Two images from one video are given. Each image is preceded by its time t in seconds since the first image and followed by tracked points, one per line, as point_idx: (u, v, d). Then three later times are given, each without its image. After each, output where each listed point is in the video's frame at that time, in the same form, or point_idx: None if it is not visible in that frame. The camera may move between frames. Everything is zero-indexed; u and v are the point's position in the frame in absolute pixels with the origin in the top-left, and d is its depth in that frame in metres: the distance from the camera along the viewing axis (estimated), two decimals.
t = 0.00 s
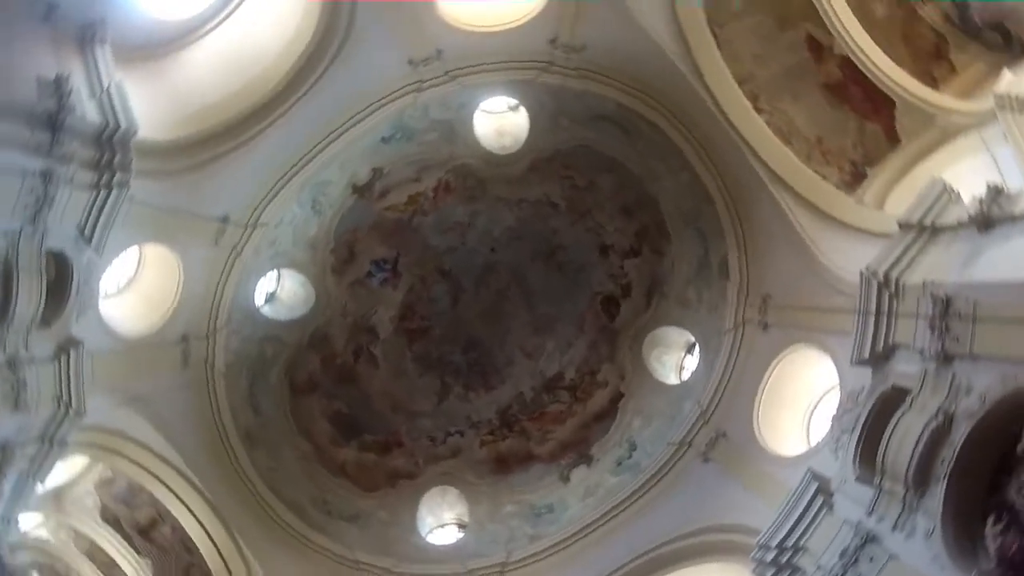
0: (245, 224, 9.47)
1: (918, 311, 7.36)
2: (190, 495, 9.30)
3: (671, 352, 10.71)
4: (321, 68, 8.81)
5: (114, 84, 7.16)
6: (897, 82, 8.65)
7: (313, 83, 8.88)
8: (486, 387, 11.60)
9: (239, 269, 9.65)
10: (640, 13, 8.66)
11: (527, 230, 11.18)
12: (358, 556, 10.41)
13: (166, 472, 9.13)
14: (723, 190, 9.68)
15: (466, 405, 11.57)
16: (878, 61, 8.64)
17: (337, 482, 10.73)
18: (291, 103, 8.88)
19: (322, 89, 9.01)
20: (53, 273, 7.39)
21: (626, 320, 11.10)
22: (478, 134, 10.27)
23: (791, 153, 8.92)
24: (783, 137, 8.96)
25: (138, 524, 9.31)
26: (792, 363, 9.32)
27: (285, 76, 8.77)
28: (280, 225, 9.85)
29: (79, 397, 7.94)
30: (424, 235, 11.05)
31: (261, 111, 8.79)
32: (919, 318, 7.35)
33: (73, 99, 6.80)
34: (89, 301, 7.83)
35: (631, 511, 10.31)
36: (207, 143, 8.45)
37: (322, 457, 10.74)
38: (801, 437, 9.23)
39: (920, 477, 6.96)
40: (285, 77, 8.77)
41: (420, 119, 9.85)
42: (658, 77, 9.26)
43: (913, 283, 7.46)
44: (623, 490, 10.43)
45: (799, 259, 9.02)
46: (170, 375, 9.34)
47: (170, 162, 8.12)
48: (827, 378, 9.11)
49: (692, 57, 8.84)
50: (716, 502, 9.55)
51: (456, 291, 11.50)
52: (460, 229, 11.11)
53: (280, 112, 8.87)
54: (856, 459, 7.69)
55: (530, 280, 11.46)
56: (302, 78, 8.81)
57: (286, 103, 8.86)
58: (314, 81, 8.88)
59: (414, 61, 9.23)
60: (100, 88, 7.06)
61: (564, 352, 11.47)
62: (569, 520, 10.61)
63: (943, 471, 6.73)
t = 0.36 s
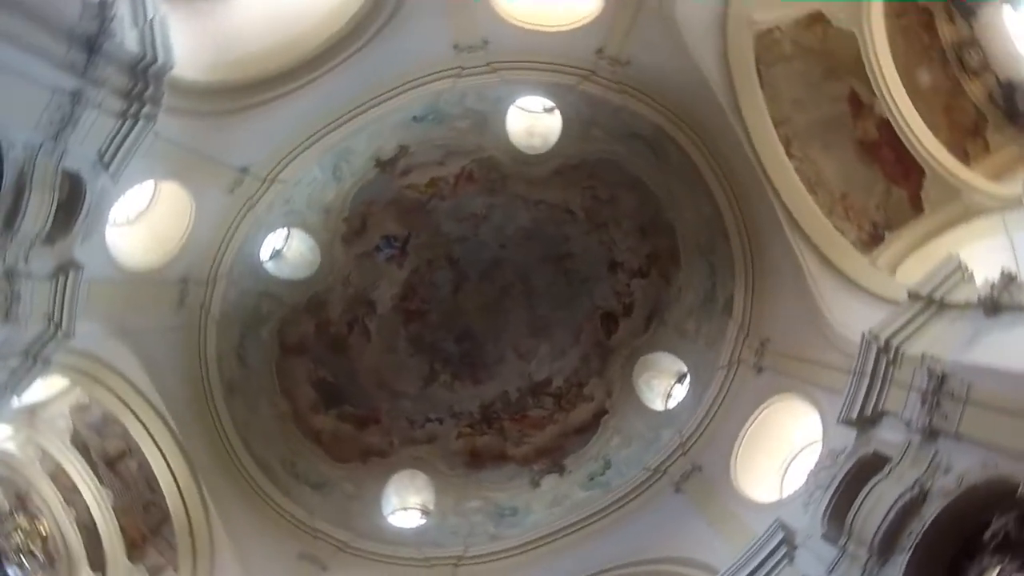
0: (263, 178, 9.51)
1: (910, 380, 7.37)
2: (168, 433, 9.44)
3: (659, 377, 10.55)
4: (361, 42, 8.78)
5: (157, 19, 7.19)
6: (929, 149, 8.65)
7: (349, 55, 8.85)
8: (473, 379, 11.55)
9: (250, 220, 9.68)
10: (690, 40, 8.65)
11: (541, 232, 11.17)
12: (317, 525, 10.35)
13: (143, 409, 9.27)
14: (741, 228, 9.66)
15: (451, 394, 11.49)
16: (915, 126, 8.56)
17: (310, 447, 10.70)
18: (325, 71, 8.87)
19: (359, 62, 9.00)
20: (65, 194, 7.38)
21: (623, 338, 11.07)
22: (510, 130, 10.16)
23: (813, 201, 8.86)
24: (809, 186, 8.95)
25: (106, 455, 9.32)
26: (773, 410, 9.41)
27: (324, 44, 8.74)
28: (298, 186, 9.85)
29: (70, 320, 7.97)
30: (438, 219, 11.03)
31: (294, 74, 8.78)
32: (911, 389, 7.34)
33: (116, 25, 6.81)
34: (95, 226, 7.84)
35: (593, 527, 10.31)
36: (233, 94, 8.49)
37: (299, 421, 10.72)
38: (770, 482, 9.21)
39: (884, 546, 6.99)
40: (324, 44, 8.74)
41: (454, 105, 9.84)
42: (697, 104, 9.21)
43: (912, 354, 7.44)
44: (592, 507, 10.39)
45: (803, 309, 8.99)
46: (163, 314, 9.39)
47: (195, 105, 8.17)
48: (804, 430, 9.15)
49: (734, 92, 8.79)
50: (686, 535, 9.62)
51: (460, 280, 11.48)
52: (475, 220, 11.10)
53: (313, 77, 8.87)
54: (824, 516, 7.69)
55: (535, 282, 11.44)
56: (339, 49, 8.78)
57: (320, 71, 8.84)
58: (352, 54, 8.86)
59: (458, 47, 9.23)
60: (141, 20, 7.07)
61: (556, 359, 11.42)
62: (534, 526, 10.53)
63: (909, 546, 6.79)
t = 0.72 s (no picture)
0: (286, 137, 9.59)
1: (891, 449, 7.37)
2: (145, 377, 9.35)
3: (642, 402, 10.60)
4: (404, 22, 8.84)
5: None
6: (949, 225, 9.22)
7: (391, 32, 8.91)
8: (459, 373, 11.50)
9: (266, 178, 9.74)
10: (730, 73, 8.57)
11: (551, 239, 11.15)
12: (280, 489, 10.27)
13: (126, 347, 9.18)
14: (749, 271, 9.62)
15: (435, 383, 11.45)
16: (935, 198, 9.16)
17: (287, 411, 10.66)
18: (363, 43, 8.93)
19: (400, 40, 9.04)
20: (88, 122, 7.42)
21: (613, 358, 11.03)
22: (536, 133, 10.28)
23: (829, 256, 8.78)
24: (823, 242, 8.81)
25: (83, 383, 9.34)
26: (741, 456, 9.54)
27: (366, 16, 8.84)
28: (319, 152, 9.87)
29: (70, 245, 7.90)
30: (453, 209, 11.01)
31: (333, 40, 8.87)
32: (886, 459, 7.39)
33: None
34: (113, 155, 7.92)
35: (553, 538, 10.30)
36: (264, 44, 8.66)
37: (281, 384, 10.69)
38: (730, 528, 9.32)
39: None
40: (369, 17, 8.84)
41: (487, 99, 9.83)
42: (726, 139, 9.19)
43: (896, 426, 7.44)
44: (557, 518, 10.37)
45: (799, 362, 8.90)
46: (165, 255, 9.41)
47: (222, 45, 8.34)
48: (767, 478, 9.25)
49: (764, 135, 8.71)
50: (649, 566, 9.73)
51: (463, 273, 11.45)
52: (488, 216, 11.08)
53: (351, 47, 8.94)
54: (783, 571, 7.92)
55: (536, 287, 11.43)
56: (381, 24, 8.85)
57: (357, 41, 8.91)
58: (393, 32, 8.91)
59: (502, 43, 9.23)
60: None
61: (545, 367, 11.37)
62: (494, 527, 10.49)
63: None
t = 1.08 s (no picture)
0: (329, 86, 9.56)
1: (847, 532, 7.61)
2: (138, 285, 9.46)
3: (612, 427, 10.58)
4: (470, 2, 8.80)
5: None
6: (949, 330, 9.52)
7: (458, 10, 8.85)
8: (441, 354, 11.45)
9: (299, 120, 9.75)
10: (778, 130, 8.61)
11: (562, 246, 11.15)
12: (240, 425, 10.28)
13: (126, 253, 9.29)
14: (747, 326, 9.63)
15: (416, 359, 11.40)
16: (943, 301, 9.51)
17: (264, 351, 10.67)
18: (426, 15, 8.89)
19: (463, 20, 9.02)
20: (139, 24, 7.30)
21: (595, 376, 10.99)
22: (572, 138, 10.27)
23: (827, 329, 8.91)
24: (826, 315, 8.95)
25: (74, 276, 9.39)
26: (698, 502, 9.58)
27: None
28: (357, 108, 9.86)
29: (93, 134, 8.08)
30: (473, 194, 11.00)
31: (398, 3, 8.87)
32: (839, 544, 7.60)
33: None
34: (154, 64, 8.08)
35: (494, 538, 10.30)
36: None
37: (266, 323, 10.73)
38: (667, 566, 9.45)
39: None
40: None
41: (533, 95, 9.81)
42: (756, 192, 9.23)
43: (853, 515, 7.67)
44: (500, 517, 10.36)
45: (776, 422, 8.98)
46: (181, 170, 9.50)
47: None
48: (717, 532, 9.32)
49: (797, 191, 8.78)
50: None
51: (468, 258, 11.42)
52: (506, 210, 11.08)
53: (414, 16, 8.91)
54: None
55: (536, 290, 11.41)
56: None
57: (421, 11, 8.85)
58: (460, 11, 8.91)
59: (560, 45, 9.21)
60: None
61: (527, 369, 11.32)
62: (436, 515, 10.41)
63: None
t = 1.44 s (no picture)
0: (374, 43, 9.51)
1: None
2: (144, 198, 9.43)
3: (575, 440, 10.48)
4: None
5: None
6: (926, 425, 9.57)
7: None
8: (424, 330, 11.48)
9: (338, 69, 9.68)
10: (801, 192, 8.51)
11: (567, 251, 11.12)
12: (214, 355, 10.31)
13: (139, 163, 9.26)
14: (731, 371, 9.69)
15: (399, 329, 11.44)
16: (927, 396, 9.56)
17: (253, 287, 10.67)
18: None
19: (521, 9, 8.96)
20: None
21: (570, 385, 10.96)
22: (600, 147, 10.16)
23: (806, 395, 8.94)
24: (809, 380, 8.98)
25: (83, 172, 9.37)
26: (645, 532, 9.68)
27: None
28: (397, 70, 9.82)
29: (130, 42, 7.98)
30: (492, 179, 10.96)
31: None
32: None
33: None
34: None
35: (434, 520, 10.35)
36: None
37: (259, 261, 10.70)
38: None
39: None
40: None
41: (572, 97, 9.76)
42: (768, 245, 9.22)
43: None
44: (444, 503, 10.43)
45: (732, 471, 9.19)
46: (211, 93, 9.43)
47: None
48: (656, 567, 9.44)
49: (806, 254, 8.72)
50: None
51: (472, 241, 11.39)
52: (519, 203, 11.06)
53: None
54: None
55: (532, 288, 11.39)
56: None
57: None
58: None
59: (610, 56, 9.15)
60: None
61: (506, 363, 11.33)
62: (385, 485, 10.51)
63: None
